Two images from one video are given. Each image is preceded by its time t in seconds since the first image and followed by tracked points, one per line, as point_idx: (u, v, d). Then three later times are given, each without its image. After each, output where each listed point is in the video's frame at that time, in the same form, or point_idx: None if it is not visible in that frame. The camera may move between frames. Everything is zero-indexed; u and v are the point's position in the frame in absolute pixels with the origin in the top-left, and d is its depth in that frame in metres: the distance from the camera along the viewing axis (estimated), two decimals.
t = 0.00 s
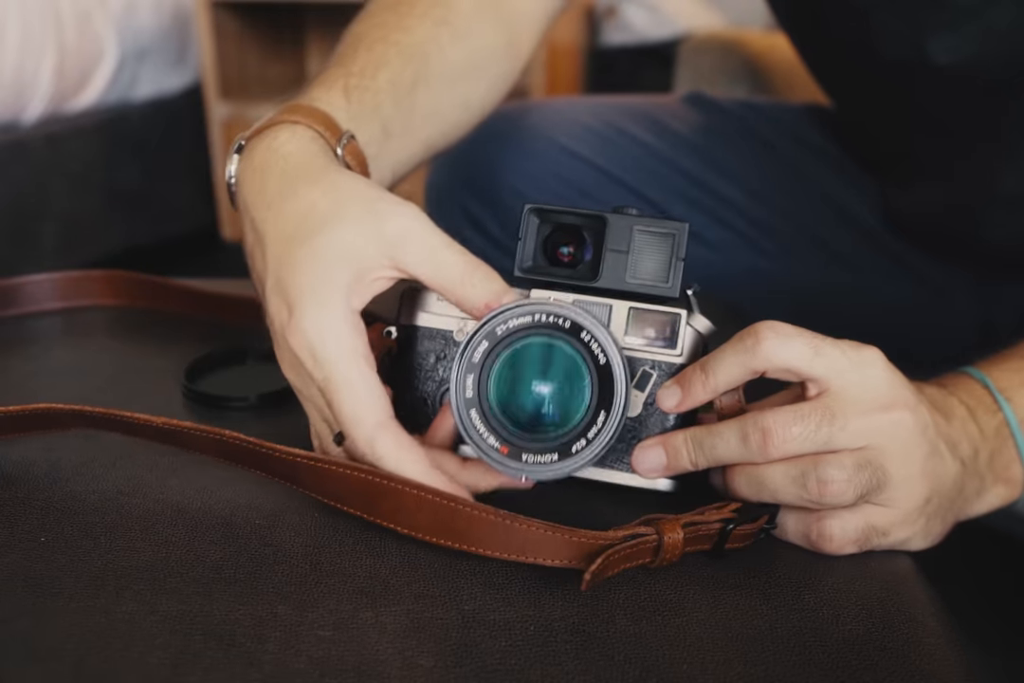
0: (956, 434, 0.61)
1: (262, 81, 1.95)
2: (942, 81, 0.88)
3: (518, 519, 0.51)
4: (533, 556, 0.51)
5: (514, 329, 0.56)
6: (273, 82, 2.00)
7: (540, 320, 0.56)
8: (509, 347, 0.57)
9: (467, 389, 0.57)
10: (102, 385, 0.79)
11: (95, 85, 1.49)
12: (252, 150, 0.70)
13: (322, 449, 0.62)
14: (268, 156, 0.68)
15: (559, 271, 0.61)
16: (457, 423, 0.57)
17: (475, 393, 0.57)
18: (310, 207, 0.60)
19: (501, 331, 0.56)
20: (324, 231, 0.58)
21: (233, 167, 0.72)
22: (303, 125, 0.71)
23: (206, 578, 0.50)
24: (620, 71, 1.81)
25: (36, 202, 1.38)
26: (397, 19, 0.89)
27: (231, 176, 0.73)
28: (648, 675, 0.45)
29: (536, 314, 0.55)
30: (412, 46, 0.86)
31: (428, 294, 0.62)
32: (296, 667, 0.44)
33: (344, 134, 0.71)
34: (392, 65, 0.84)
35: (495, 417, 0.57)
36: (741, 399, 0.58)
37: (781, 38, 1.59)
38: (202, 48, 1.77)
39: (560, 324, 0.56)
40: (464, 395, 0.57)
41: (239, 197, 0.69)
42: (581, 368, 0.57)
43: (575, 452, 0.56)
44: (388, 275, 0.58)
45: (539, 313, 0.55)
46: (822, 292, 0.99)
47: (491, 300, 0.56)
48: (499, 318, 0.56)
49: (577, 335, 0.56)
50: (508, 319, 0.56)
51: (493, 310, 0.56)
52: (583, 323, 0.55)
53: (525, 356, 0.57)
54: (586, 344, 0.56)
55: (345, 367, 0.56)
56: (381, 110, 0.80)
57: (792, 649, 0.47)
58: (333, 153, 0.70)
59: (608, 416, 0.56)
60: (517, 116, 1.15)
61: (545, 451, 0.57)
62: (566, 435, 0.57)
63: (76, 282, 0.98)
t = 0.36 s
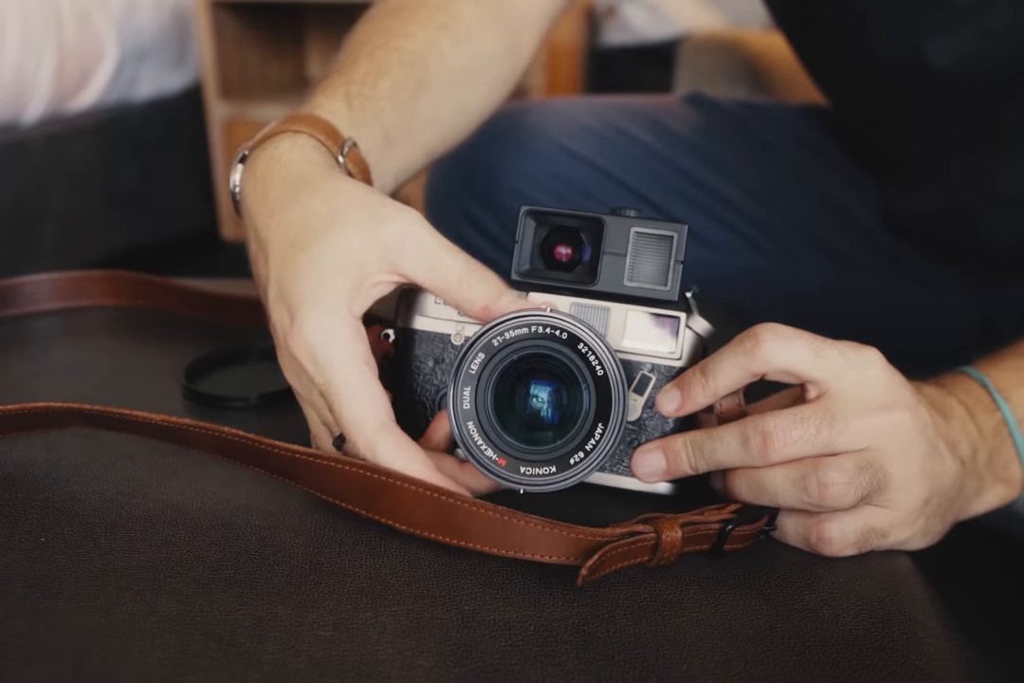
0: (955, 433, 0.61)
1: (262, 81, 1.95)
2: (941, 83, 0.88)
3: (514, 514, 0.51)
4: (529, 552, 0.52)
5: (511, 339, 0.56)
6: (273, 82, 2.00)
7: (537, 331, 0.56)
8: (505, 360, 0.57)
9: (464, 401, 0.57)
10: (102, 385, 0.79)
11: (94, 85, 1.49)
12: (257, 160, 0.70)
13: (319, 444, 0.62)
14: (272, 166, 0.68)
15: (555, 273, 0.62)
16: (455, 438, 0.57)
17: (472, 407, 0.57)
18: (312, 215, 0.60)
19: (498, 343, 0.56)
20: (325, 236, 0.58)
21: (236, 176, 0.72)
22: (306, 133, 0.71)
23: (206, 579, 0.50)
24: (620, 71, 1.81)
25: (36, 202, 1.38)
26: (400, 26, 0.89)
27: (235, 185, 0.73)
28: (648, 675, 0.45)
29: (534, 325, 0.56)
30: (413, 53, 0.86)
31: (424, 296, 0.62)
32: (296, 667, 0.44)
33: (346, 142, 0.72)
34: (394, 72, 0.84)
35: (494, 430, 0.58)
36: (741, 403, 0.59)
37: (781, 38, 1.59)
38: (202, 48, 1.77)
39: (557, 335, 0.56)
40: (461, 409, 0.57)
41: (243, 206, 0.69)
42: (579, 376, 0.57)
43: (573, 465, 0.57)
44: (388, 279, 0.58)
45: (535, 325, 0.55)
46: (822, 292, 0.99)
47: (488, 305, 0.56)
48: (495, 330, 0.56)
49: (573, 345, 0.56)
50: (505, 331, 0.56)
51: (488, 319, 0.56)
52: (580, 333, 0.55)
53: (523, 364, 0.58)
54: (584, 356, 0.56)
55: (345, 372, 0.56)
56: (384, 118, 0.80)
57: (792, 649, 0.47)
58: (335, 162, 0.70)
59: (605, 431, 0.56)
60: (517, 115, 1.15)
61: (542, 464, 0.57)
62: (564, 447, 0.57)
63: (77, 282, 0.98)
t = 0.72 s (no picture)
0: (955, 433, 0.61)
1: (263, 81, 1.95)
2: (941, 83, 0.88)
3: (514, 523, 0.50)
4: (529, 561, 0.51)
5: (514, 331, 0.56)
6: (273, 82, 2.00)
7: (539, 323, 0.56)
8: (507, 351, 0.57)
9: (468, 391, 0.57)
10: (102, 386, 0.79)
11: (95, 85, 1.49)
12: (275, 151, 0.69)
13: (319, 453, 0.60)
14: (295, 158, 0.67)
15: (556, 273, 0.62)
16: (457, 426, 0.57)
17: (475, 397, 0.57)
18: (341, 211, 0.59)
19: (501, 335, 0.56)
20: (357, 233, 0.57)
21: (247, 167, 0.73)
22: (326, 127, 0.70)
23: (206, 578, 0.50)
24: (619, 71, 1.80)
25: (36, 202, 1.38)
26: (398, 19, 0.88)
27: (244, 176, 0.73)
28: (647, 675, 0.45)
29: (536, 316, 0.56)
30: (415, 45, 0.86)
31: (433, 292, 0.62)
32: (296, 667, 0.44)
33: (363, 137, 0.71)
34: (399, 64, 0.83)
35: (495, 420, 0.58)
36: (741, 400, 0.58)
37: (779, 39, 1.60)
38: (202, 48, 1.77)
39: (559, 326, 0.56)
40: (465, 398, 0.57)
41: (260, 196, 0.68)
42: (582, 369, 0.57)
43: (575, 455, 0.56)
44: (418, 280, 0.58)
45: (538, 317, 0.55)
46: (822, 292, 0.99)
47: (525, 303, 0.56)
48: (500, 322, 0.56)
49: (576, 337, 0.56)
50: (507, 322, 0.56)
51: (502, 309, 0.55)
52: (584, 326, 0.55)
53: (524, 357, 0.58)
54: (586, 346, 0.56)
55: (362, 372, 0.55)
56: (392, 109, 0.80)
57: (791, 649, 0.48)
58: (352, 157, 0.70)
59: (608, 420, 0.56)
60: (517, 115, 1.15)
61: (546, 453, 0.57)
62: (567, 437, 0.57)
63: (77, 283, 0.98)
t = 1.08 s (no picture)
0: (954, 433, 0.61)
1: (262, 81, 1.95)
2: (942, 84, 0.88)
3: (518, 529, 0.49)
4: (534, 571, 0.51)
5: (514, 336, 0.56)
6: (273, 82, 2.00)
7: (539, 328, 0.56)
8: (507, 356, 0.57)
9: (467, 396, 0.57)
10: (102, 386, 0.79)
11: (95, 85, 1.49)
12: (259, 174, 0.69)
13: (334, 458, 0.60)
14: (280, 179, 0.67)
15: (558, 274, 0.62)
16: (457, 432, 0.57)
17: (474, 402, 0.57)
18: (328, 223, 0.59)
19: (500, 339, 0.56)
20: (348, 241, 0.58)
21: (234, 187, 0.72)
22: (313, 151, 0.71)
23: (206, 578, 0.50)
24: (619, 71, 1.80)
25: (36, 202, 1.38)
26: (391, 32, 0.88)
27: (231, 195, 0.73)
28: (647, 675, 0.45)
29: (536, 321, 0.56)
30: (407, 63, 0.86)
31: (432, 293, 0.61)
32: (296, 667, 0.44)
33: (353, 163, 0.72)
34: (390, 83, 0.84)
35: (495, 425, 0.57)
36: (741, 403, 0.59)
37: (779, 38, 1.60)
38: (202, 48, 1.77)
39: (559, 332, 0.56)
40: (464, 404, 0.57)
41: (246, 218, 0.68)
42: (581, 374, 0.57)
43: (575, 460, 0.56)
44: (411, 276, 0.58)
45: (539, 321, 0.56)
46: (823, 293, 0.99)
47: (505, 289, 0.57)
48: (499, 327, 0.56)
49: (576, 342, 0.56)
50: (508, 327, 0.56)
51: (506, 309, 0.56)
52: (583, 331, 0.56)
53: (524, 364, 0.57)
54: (585, 351, 0.56)
55: (381, 378, 0.55)
56: (383, 133, 0.81)
57: (791, 649, 0.48)
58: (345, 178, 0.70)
59: (607, 426, 0.56)
60: (516, 115, 1.15)
61: (545, 459, 0.57)
62: (566, 443, 0.57)
63: (77, 283, 0.98)
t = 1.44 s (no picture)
0: (955, 433, 0.61)
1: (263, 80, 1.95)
2: (942, 84, 0.88)
3: (521, 530, 0.50)
4: (532, 567, 0.51)
5: (514, 333, 0.56)
6: (274, 82, 2.00)
7: (538, 326, 0.56)
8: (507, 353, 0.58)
9: (467, 393, 0.57)
10: (101, 386, 0.79)
11: (95, 85, 1.49)
12: (285, 166, 0.69)
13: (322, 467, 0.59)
14: (303, 172, 0.67)
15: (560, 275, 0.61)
16: (454, 427, 0.57)
17: (473, 399, 0.57)
18: (352, 220, 0.59)
19: (500, 336, 0.56)
20: (371, 237, 0.57)
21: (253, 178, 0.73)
22: (332, 143, 0.70)
23: (207, 578, 0.50)
24: (620, 71, 1.81)
25: (36, 202, 1.38)
26: (402, 28, 0.88)
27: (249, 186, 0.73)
28: (648, 675, 0.45)
29: (535, 318, 0.56)
30: (420, 58, 0.86)
31: (438, 294, 0.61)
32: (296, 667, 0.44)
33: (371, 156, 0.71)
34: (405, 78, 0.83)
35: (493, 422, 0.57)
36: (741, 403, 0.59)
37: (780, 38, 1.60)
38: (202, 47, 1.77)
39: (558, 329, 0.56)
40: (463, 400, 0.57)
41: (268, 211, 0.68)
42: (579, 374, 0.57)
43: (574, 457, 0.56)
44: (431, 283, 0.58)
45: (538, 320, 0.56)
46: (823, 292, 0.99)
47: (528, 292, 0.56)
48: (498, 323, 0.56)
49: (575, 339, 0.56)
50: (507, 324, 0.56)
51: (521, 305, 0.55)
52: (582, 328, 0.55)
53: (523, 361, 0.58)
54: (585, 350, 0.56)
55: (378, 380, 0.55)
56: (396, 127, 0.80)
57: (791, 649, 0.48)
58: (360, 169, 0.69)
59: (606, 422, 0.56)
60: (517, 115, 1.15)
61: (542, 457, 0.57)
62: (564, 441, 0.57)
63: (77, 284, 0.98)
